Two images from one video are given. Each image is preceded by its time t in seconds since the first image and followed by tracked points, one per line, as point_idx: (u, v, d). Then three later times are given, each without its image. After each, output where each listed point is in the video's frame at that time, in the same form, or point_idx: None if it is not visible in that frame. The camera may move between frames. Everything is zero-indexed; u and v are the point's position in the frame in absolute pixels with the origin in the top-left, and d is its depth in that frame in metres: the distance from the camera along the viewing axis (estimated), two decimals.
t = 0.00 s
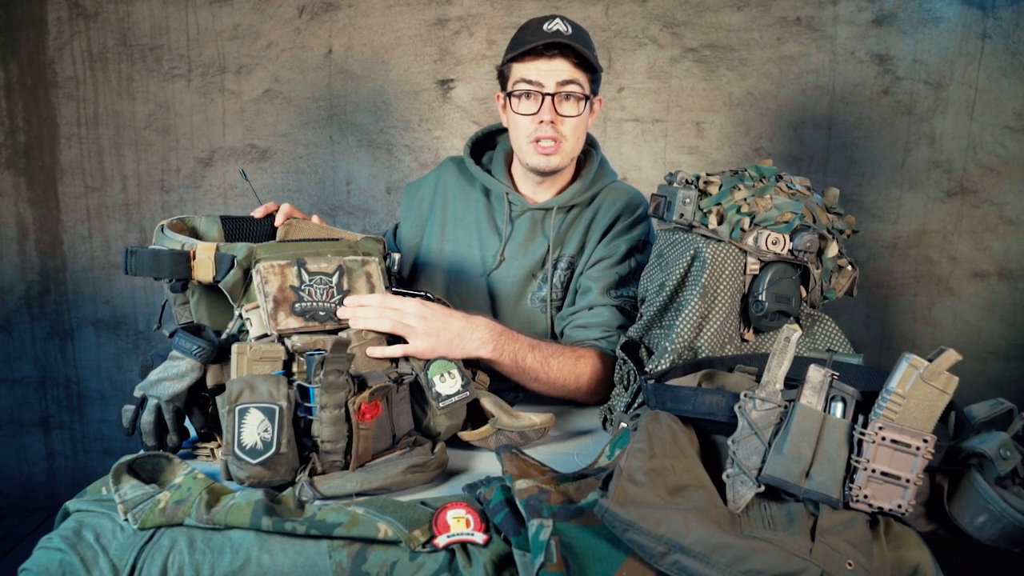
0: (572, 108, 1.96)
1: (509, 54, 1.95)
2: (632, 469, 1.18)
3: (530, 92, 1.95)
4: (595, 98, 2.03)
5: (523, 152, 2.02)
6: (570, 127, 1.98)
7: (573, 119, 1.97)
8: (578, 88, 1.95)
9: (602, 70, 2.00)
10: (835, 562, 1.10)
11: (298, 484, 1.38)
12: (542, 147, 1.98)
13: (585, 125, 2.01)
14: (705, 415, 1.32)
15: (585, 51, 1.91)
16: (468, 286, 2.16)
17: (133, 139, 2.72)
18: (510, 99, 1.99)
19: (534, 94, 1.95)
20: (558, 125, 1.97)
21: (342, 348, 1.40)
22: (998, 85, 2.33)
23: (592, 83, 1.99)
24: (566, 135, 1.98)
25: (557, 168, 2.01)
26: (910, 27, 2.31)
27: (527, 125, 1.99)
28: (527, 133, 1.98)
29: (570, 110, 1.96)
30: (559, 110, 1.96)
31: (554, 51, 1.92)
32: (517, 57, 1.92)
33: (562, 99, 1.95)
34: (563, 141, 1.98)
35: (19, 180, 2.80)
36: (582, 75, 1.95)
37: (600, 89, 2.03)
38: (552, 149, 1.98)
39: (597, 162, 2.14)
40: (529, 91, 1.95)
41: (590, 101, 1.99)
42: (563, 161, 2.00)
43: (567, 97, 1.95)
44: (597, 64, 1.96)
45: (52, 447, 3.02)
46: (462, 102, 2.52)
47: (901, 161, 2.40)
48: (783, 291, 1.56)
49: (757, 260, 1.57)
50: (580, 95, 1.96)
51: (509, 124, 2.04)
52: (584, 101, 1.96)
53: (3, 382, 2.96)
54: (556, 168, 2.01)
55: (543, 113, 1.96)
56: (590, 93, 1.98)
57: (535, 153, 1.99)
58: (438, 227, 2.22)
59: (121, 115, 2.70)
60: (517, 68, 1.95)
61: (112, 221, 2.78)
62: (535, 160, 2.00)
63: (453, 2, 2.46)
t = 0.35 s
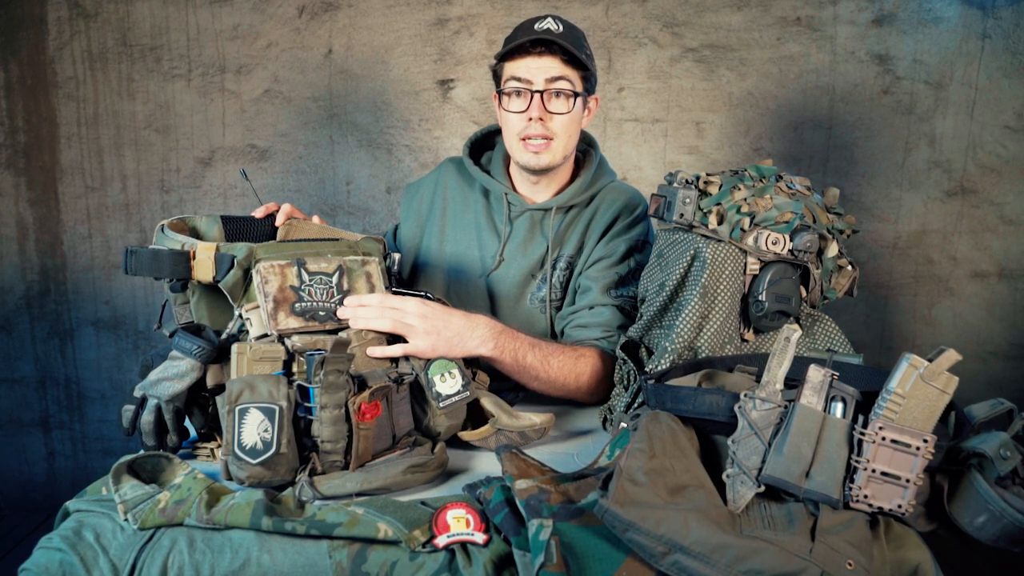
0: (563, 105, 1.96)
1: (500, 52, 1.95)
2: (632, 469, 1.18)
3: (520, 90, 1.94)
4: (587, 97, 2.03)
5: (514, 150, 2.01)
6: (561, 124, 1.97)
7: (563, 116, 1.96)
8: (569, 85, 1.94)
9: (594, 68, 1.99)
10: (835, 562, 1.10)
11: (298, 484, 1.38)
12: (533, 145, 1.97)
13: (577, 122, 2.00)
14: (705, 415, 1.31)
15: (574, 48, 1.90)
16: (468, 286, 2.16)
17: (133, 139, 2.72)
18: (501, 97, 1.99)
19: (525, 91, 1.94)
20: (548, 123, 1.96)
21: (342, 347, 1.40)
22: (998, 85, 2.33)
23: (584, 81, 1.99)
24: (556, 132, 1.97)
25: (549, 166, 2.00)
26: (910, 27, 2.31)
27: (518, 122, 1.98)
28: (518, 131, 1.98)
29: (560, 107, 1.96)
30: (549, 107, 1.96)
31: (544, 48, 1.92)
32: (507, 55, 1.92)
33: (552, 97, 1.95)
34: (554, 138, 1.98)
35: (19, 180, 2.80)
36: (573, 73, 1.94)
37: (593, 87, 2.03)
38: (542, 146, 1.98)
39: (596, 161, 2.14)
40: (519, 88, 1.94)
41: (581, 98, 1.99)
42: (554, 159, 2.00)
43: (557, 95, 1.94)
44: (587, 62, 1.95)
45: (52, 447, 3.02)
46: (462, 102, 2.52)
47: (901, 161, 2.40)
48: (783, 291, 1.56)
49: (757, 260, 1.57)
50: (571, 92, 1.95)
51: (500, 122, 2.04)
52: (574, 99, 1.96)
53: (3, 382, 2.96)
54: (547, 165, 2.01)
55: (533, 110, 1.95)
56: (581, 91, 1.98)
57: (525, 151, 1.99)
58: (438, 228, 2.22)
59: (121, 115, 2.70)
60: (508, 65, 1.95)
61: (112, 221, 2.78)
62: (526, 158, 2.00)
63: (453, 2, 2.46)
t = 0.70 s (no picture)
0: (558, 96, 1.95)
1: (496, 44, 1.94)
2: (632, 469, 1.18)
3: (516, 82, 1.94)
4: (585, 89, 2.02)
5: (512, 140, 2.01)
6: (557, 114, 1.97)
7: (560, 106, 1.96)
8: (565, 75, 1.94)
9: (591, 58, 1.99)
10: (835, 562, 1.10)
11: (298, 484, 1.38)
12: (529, 135, 1.98)
13: (574, 114, 1.99)
14: (704, 416, 1.31)
15: (570, 38, 1.90)
16: (468, 286, 2.18)
17: (133, 139, 2.72)
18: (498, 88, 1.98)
19: (520, 82, 1.94)
20: (545, 112, 1.96)
21: (341, 347, 1.39)
22: (998, 85, 2.33)
23: (580, 73, 1.98)
24: (552, 122, 1.97)
25: (546, 156, 2.00)
26: (910, 27, 2.31)
27: (515, 113, 1.98)
28: (514, 121, 1.97)
29: (556, 97, 1.95)
30: (545, 97, 1.95)
31: (540, 39, 1.92)
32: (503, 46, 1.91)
33: (548, 86, 1.94)
34: (549, 129, 1.97)
35: (19, 180, 2.80)
36: (569, 62, 1.94)
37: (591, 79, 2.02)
38: (538, 135, 1.98)
39: (594, 161, 2.14)
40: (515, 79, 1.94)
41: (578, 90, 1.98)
42: (551, 149, 1.99)
43: (553, 85, 1.94)
44: (584, 52, 1.95)
45: (52, 447, 3.02)
46: (462, 102, 2.52)
47: (901, 161, 2.40)
48: (783, 291, 1.56)
49: (757, 260, 1.57)
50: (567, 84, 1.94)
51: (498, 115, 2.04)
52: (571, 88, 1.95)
53: (3, 382, 2.96)
54: (545, 155, 2.00)
55: (529, 100, 1.94)
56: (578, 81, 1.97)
57: (523, 141, 1.99)
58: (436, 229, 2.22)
59: (121, 115, 2.70)
60: (505, 57, 1.95)
61: (112, 221, 2.78)
62: (524, 148, 1.99)
63: (453, 2, 2.46)
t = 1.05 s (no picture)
0: (553, 106, 1.92)
1: (489, 57, 1.91)
2: (632, 469, 1.18)
3: (509, 95, 1.92)
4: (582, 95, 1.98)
5: (511, 153, 2.01)
6: (553, 125, 1.94)
7: (555, 117, 1.93)
8: (558, 86, 1.90)
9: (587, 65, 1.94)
10: (835, 562, 1.10)
11: (297, 484, 1.38)
12: (526, 148, 1.96)
13: (571, 122, 1.97)
14: (704, 415, 1.31)
15: (561, 50, 1.86)
16: (470, 286, 2.18)
17: (133, 139, 2.71)
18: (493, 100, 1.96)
19: (514, 96, 1.92)
20: (540, 125, 1.94)
21: (341, 347, 1.39)
22: (998, 85, 2.34)
23: (575, 80, 1.93)
24: (548, 134, 1.95)
25: (544, 168, 1.99)
26: (910, 27, 2.31)
27: (511, 126, 1.96)
28: (511, 135, 1.97)
29: (551, 109, 1.93)
30: (539, 109, 1.93)
31: (531, 52, 1.88)
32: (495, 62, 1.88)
33: (542, 98, 1.91)
34: (546, 141, 1.95)
35: (19, 180, 2.80)
36: (562, 73, 1.90)
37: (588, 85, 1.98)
38: (535, 148, 1.96)
39: (597, 163, 2.13)
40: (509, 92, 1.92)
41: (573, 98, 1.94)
42: (548, 161, 1.98)
43: (547, 97, 1.91)
44: (578, 61, 1.90)
45: (52, 447, 3.02)
46: (462, 102, 2.52)
47: (901, 161, 2.40)
48: (783, 291, 1.56)
49: (757, 260, 1.57)
50: (561, 93, 1.91)
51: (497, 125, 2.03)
52: (566, 98, 1.92)
53: (3, 382, 2.96)
54: (543, 167, 1.99)
55: (524, 114, 1.93)
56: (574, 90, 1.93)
57: (521, 155, 1.98)
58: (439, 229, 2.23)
59: (121, 115, 2.70)
60: (499, 70, 1.92)
61: (112, 221, 2.78)
62: (522, 161, 1.99)
63: (453, 2, 2.46)
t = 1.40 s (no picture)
0: (556, 110, 1.92)
1: (494, 60, 1.90)
2: (632, 469, 1.18)
3: (513, 98, 1.91)
4: (585, 97, 1.98)
5: (513, 155, 2.00)
6: (556, 129, 1.94)
7: (558, 121, 1.93)
8: (562, 90, 1.90)
9: (590, 68, 1.94)
10: (835, 562, 1.10)
11: (298, 484, 1.38)
12: (529, 151, 1.96)
13: (573, 125, 1.97)
14: (705, 415, 1.31)
15: (565, 54, 1.86)
16: (470, 287, 2.18)
17: (133, 139, 2.72)
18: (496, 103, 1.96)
19: (517, 99, 1.91)
20: (544, 128, 1.93)
21: (341, 347, 1.39)
22: (999, 85, 2.33)
23: (578, 83, 1.93)
24: (552, 137, 1.95)
25: (546, 170, 2.00)
26: (910, 27, 2.31)
27: (514, 129, 1.96)
28: (513, 137, 1.96)
29: (554, 112, 1.92)
30: (543, 113, 1.92)
31: (536, 56, 1.88)
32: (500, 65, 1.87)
33: (545, 102, 1.91)
34: (549, 145, 1.95)
35: (19, 180, 2.80)
36: (566, 76, 1.90)
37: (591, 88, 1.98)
38: (538, 151, 1.96)
39: (598, 163, 2.13)
40: (512, 95, 1.91)
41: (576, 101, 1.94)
42: (551, 164, 1.98)
43: (551, 100, 1.91)
44: (582, 64, 1.90)
45: (52, 447, 3.02)
46: (462, 102, 2.52)
47: (901, 161, 2.40)
48: (783, 291, 1.56)
49: (757, 260, 1.57)
50: (564, 97, 1.91)
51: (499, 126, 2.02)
52: (570, 102, 1.92)
53: (3, 382, 2.96)
54: (545, 169, 2.00)
55: (527, 117, 1.92)
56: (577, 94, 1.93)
57: (523, 157, 1.98)
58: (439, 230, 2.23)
59: (121, 115, 2.70)
60: (504, 73, 1.91)
61: (112, 221, 2.78)
62: (525, 163, 1.99)
63: (453, 2, 2.46)
